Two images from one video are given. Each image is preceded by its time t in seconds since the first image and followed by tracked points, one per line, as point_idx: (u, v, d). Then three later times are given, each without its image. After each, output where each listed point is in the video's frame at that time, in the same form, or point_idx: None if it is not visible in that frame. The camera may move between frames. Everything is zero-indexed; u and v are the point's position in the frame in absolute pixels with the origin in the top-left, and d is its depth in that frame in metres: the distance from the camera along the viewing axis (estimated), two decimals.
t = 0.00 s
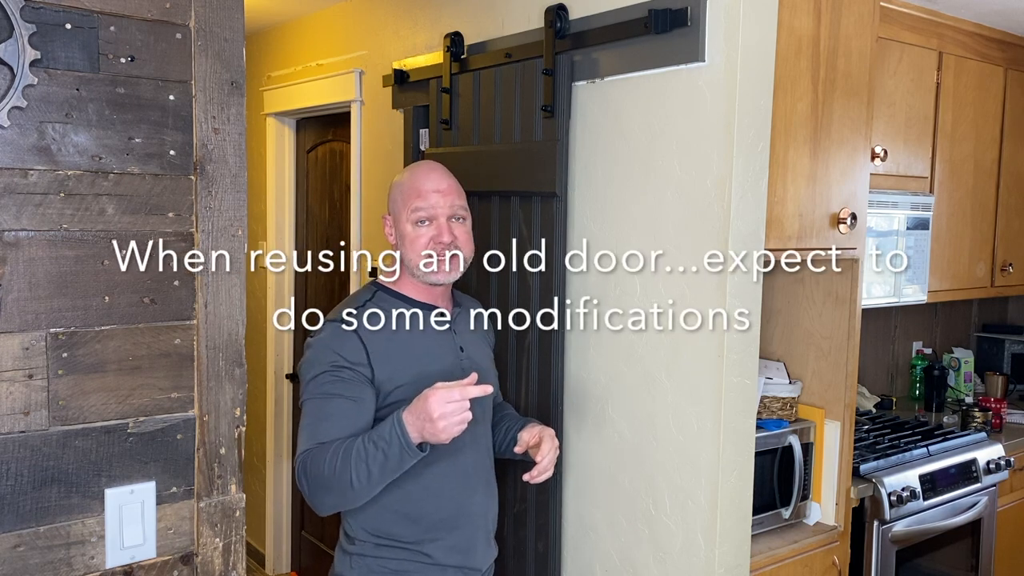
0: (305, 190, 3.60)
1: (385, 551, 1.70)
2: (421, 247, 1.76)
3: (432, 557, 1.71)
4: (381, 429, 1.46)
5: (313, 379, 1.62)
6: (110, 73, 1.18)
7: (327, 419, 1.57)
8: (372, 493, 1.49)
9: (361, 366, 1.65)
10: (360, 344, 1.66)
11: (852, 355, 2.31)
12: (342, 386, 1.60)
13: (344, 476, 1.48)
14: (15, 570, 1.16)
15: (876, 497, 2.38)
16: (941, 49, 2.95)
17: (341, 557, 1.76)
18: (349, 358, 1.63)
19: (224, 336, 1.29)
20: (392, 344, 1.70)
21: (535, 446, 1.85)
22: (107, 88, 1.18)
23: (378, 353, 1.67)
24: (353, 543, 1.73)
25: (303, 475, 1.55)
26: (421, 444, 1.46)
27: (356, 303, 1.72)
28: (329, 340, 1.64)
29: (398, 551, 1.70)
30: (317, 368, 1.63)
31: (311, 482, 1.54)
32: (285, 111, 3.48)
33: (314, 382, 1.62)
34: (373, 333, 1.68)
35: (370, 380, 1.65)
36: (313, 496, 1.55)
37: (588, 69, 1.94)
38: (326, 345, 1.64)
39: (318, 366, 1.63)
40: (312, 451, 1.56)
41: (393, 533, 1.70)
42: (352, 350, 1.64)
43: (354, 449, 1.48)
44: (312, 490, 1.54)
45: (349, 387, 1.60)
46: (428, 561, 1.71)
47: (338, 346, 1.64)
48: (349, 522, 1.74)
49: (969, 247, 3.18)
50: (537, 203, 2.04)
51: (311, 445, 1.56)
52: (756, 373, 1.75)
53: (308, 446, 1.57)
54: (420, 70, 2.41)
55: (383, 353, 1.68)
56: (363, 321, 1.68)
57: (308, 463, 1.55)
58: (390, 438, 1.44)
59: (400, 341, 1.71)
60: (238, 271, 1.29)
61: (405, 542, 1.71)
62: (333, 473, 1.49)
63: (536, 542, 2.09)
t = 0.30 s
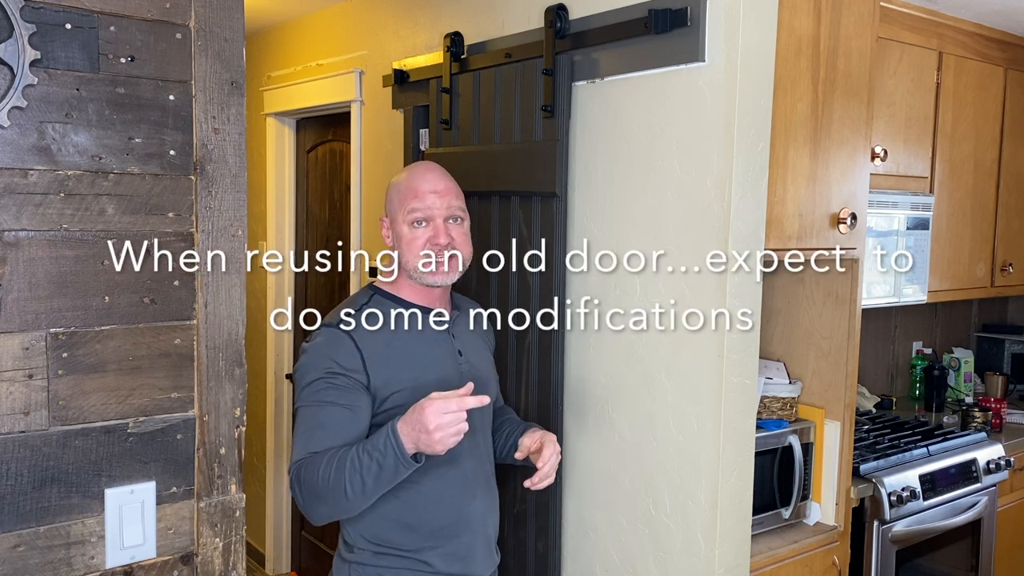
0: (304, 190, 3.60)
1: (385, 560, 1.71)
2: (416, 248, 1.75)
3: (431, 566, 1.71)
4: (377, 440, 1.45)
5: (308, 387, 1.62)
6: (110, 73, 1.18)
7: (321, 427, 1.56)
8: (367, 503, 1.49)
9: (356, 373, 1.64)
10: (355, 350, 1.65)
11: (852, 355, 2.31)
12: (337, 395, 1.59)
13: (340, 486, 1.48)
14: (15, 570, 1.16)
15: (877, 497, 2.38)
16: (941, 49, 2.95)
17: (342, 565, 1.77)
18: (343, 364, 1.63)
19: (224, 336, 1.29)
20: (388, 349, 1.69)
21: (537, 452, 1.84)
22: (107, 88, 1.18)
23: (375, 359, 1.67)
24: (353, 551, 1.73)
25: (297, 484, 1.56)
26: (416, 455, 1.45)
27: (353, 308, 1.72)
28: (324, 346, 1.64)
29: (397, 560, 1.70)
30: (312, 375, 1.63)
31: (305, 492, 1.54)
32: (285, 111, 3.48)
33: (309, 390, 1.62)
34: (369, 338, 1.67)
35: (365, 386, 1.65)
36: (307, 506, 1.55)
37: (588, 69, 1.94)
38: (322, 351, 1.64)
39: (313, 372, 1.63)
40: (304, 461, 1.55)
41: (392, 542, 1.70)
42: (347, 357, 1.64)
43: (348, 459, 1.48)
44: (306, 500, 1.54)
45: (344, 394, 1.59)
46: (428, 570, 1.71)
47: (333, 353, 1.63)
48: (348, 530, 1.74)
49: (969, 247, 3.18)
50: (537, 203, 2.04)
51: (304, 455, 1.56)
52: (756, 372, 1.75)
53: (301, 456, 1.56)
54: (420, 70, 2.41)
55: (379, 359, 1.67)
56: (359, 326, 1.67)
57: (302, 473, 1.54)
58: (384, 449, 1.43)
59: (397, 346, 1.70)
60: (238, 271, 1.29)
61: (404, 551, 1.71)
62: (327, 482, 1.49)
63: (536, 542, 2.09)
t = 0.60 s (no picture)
0: (304, 190, 3.60)
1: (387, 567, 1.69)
2: (426, 247, 1.70)
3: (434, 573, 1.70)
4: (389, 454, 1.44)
5: (306, 394, 1.57)
6: (110, 73, 1.18)
7: (323, 436, 1.51)
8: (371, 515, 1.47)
9: (358, 379, 1.60)
10: (357, 356, 1.60)
11: (852, 355, 2.31)
12: (339, 402, 1.55)
13: (345, 499, 1.46)
14: (15, 570, 1.16)
15: (877, 497, 2.38)
16: (941, 49, 2.94)
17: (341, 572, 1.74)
18: (344, 371, 1.58)
19: (224, 336, 1.29)
20: (390, 355, 1.65)
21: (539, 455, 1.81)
22: (107, 88, 1.18)
23: (375, 364, 1.62)
24: (353, 558, 1.71)
25: (298, 495, 1.52)
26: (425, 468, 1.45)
27: (353, 314, 1.67)
28: (324, 352, 1.59)
29: (399, 566, 1.68)
30: (311, 382, 1.57)
31: (308, 503, 1.50)
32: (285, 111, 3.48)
33: (309, 397, 1.56)
34: (370, 344, 1.62)
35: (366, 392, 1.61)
36: (309, 517, 1.51)
37: (588, 69, 1.94)
38: (321, 356, 1.59)
39: (312, 379, 1.57)
40: (308, 471, 1.52)
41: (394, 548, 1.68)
42: (348, 363, 1.59)
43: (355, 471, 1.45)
44: (308, 512, 1.51)
45: (346, 402, 1.55)
46: None
47: (336, 359, 1.58)
48: (348, 537, 1.72)
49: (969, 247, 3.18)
50: (537, 203, 2.04)
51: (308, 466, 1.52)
52: (755, 373, 1.75)
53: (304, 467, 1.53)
54: (420, 70, 2.41)
55: (380, 364, 1.63)
56: (360, 331, 1.63)
57: (306, 484, 1.51)
58: (395, 462, 1.42)
59: (400, 352, 1.66)
60: (238, 271, 1.29)
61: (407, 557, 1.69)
62: (332, 494, 1.46)
63: (536, 542, 2.09)
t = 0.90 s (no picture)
0: (304, 190, 3.61)
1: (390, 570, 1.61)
2: (472, 247, 1.61)
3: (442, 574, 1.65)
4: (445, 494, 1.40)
5: (317, 416, 1.40)
6: (110, 73, 1.18)
7: (343, 462, 1.38)
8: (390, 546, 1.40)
9: (376, 397, 1.46)
10: (375, 371, 1.46)
11: (852, 355, 2.31)
12: (358, 424, 1.40)
13: (375, 531, 1.37)
14: (15, 570, 1.16)
15: (876, 497, 2.38)
16: (941, 49, 2.94)
17: None
18: (361, 389, 1.44)
19: (224, 336, 1.29)
20: (406, 366, 1.51)
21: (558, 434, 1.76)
22: (107, 88, 1.18)
23: (391, 381, 1.49)
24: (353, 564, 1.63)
25: (313, 526, 1.38)
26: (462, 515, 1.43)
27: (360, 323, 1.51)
28: (340, 370, 1.43)
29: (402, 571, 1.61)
30: (322, 402, 1.41)
31: (327, 536, 1.37)
32: (285, 111, 3.48)
33: (320, 418, 1.40)
34: (387, 359, 1.49)
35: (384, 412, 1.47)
36: (328, 548, 1.38)
37: (588, 69, 1.94)
38: (334, 375, 1.43)
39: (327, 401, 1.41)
40: (324, 502, 1.37)
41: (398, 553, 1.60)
42: (366, 383, 1.45)
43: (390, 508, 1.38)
44: (328, 543, 1.38)
45: (365, 426, 1.41)
46: None
47: (351, 376, 1.44)
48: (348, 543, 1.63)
49: (969, 247, 3.18)
50: (537, 203, 2.04)
51: (324, 495, 1.37)
52: (756, 373, 1.75)
53: (319, 496, 1.37)
54: (420, 70, 2.41)
55: (397, 381, 1.50)
56: (376, 346, 1.48)
57: (324, 515, 1.37)
58: (443, 509, 1.39)
59: (417, 362, 1.53)
60: (238, 271, 1.29)
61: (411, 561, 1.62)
62: (364, 525, 1.36)
63: (536, 541, 2.09)
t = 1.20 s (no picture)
0: (304, 190, 3.61)
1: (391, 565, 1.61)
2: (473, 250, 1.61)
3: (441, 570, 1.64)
4: (481, 503, 1.48)
5: (352, 438, 1.41)
6: (110, 73, 1.18)
7: (383, 481, 1.40)
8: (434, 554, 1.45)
9: (404, 412, 1.47)
10: (402, 387, 1.48)
11: (852, 355, 2.31)
12: (393, 441, 1.43)
13: (422, 544, 1.42)
14: (15, 570, 1.16)
15: (876, 497, 2.38)
16: (941, 49, 2.94)
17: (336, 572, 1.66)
18: (391, 405, 1.45)
19: (224, 336, 1.29)
20: (427, 378, 1.53)
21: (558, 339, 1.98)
22: (107, 88, 1.18)
23: (416, 393, 1.51)
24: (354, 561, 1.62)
25: (357, 550, 1.40)
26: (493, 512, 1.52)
27: (380, 340, 1.52)
28: (369, 389, 1.45)
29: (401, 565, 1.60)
30: (356, 423, 1.42)
31: (374, 556, 1.40)
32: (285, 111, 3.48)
33: (354, 437, 1.42)
34: (410, 372, 1.51)
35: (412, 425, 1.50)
36: (372, 568, 1.41)
37: (588, 69, 1.93)
38: (363, 394, 1.45)
39: (360, 421, 1.42)
40: (370, 525, 1.39)
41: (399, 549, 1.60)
42: (396, 398, 1.46)
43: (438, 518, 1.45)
44: (371, 564, 1.40)
45: (398, 441, 1.43)
46: None
47: (380, 394, 1.45)
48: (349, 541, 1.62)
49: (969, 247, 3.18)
50: (537, 203, 2.04)
51: (368, 519, 1.39)
52: (755, 372, 1.75)
53: (364, 518, 1.39)
54: (420, 71, 2.41)
55: (421, 393, 1.52)
56: (399, 359, 1.50)
57: (369, 538, 1.39)
58: (489, 516, 1.47)
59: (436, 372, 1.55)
60: (238, 271, 1.29)
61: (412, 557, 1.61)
62: (408, 540, 1.41)
63: (536, 541, 2.09)
